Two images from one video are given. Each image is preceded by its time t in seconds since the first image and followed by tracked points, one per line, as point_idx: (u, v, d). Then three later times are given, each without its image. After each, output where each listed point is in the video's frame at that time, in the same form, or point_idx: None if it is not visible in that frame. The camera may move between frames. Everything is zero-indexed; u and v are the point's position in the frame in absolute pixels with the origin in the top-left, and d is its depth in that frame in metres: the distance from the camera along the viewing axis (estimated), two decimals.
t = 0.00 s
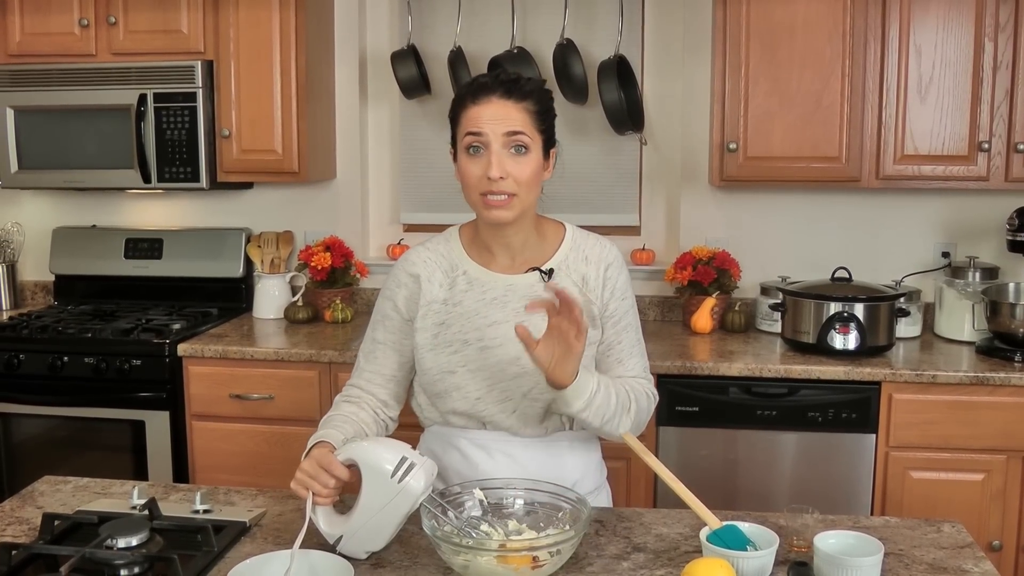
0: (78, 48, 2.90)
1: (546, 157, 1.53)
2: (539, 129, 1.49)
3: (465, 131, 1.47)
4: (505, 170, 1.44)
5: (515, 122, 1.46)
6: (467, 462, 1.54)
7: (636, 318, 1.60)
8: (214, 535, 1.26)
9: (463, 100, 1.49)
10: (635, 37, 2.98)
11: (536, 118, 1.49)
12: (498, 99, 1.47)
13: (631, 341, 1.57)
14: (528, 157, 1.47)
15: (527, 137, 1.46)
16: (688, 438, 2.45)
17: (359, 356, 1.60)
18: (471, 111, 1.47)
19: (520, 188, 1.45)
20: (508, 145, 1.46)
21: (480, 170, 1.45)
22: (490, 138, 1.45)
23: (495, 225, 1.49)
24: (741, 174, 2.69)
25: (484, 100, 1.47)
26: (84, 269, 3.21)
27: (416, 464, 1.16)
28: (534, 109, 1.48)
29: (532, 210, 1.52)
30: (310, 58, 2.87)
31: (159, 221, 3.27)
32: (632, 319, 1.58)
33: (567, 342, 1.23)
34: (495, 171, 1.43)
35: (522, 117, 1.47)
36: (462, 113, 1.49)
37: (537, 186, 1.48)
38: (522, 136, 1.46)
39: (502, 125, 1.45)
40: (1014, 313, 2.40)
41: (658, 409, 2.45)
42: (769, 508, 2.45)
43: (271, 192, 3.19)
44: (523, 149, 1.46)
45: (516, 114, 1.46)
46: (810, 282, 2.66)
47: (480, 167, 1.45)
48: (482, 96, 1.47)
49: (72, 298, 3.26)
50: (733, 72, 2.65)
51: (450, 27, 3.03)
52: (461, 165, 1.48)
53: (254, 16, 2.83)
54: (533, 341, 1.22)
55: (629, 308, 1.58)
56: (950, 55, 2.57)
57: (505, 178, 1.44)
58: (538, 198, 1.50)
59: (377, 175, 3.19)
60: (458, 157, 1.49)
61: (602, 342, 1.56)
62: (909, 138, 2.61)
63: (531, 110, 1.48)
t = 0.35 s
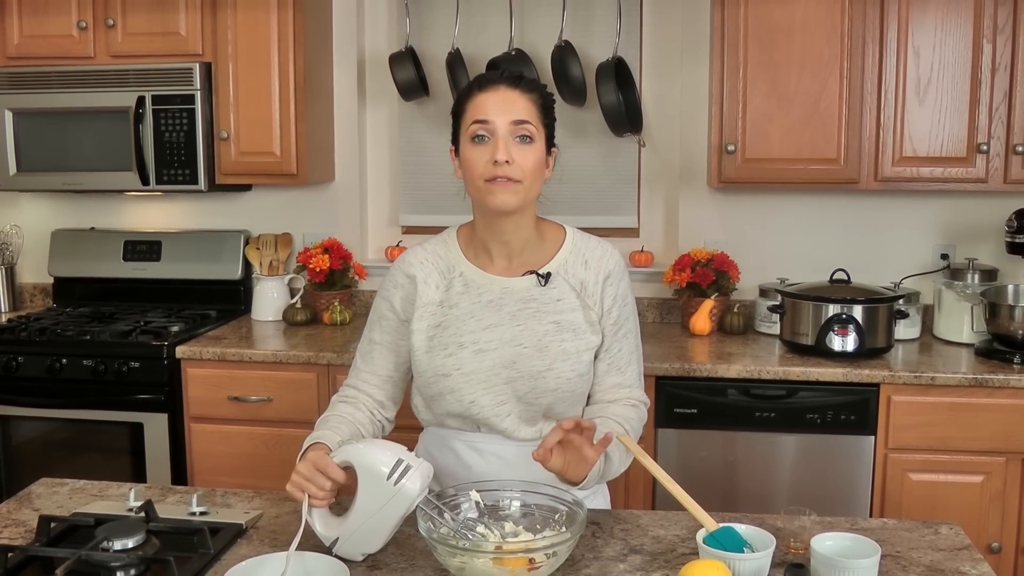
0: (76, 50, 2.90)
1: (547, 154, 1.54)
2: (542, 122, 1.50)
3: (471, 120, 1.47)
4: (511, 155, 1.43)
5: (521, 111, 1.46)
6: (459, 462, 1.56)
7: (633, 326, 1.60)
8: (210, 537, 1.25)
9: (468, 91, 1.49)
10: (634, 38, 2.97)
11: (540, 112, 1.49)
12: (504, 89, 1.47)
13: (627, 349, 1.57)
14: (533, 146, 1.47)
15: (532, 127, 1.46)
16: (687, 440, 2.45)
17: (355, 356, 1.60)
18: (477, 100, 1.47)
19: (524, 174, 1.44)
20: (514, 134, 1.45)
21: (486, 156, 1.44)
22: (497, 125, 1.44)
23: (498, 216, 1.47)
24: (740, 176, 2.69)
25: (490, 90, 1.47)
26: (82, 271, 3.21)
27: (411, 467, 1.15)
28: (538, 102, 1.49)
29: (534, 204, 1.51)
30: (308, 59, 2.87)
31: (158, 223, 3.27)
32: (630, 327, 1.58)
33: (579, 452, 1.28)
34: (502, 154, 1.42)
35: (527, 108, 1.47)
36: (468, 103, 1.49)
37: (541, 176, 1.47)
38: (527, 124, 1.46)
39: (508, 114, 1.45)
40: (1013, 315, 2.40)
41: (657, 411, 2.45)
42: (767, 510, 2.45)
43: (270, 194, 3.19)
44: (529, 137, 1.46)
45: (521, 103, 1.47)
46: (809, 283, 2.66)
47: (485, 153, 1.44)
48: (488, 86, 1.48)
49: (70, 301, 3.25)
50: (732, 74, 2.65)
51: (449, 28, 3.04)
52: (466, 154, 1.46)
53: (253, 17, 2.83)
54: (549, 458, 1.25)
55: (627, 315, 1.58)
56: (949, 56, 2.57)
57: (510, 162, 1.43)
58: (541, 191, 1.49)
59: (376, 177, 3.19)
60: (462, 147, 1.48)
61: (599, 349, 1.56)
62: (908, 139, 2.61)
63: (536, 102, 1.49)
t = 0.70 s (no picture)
0: (77, 52, 2.90)
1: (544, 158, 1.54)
2: (539, 129, 1.50)
3: (467, 128, 1.46)
4: (508, 166, 1.43)
5: (518, 120, 1.46)
6: (457, 464, 1.56)
7: (630, 327, 1.60)
8: (209, 538, 1.25)
9: (464, 96, 1.48)
10: (635, 39, 2.97)
11: (537, 118, 1.49)
12: (501, 96, 1.47)
13: (624, 351, 1.57)
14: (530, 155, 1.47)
15: (529, 135, 1.47)
16: (687, 441, 2.45)
17: (351, 358, 1.60)
18: (473, 108, 1.47)
19: (521, 185, 1.45)
20: (511, 143, 1.46)
21: (483, 167, 1.44)
22: (493, 135, 1.45)
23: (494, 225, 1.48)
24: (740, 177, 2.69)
25: (487, 97, 1.47)
26: (83, 272, 3.21)
27: (410, 467, 1.15)
28: (535, 109, 1.49)
29: (529, 210, 1.52)
30: (309, 60, 2.87)
31: (158, 224, 3.27)
32: (626, 328, 1.58)
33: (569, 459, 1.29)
34: (499, 166, 1.43)
35: (524, 116, 1.47)
36: (464, 109, 1.48)
37: (537, 185, 1.48)
38: (524, 133, 1.46)
39: (505, 123, 1.45)
40: (1014, 316, 2.39)
41: (658, 412, 2.44)
42: (768, 511, 2.44)
43: (271, 196, 3.19)
44: (525, 147, 1.46)
45: (518, 111, 1.46)
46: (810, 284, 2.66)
47: (482, 163, 1.44)
48: (485, 93, 1.47)
49: (71, 302, 3.26)
50: (732, 75, 2.65)
51: (450, 29, 3.04)
52: (462, 162, 1.46)
53: (253, 18, 2.83)
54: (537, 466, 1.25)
55: (623, 316, 1.58)
56: (950, 57, 2.56)
57: (507, 174, 1.43)
58: (537, 198, 1.50)
59: (377, 178, 3.19)
60: (458, 154, 1.48)
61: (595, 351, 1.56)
62: (909, 140, 2.61)
63: (533, 109, 1.49)
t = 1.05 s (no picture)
0: (78, 52, 2.91)
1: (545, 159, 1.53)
2: (540, 130, 1.50)
3: (469, 131, 1.46)
4: (510, 170, 1.43)
5: (519, 123, 1.46)
6: (456, 464, 1.56)
7: (629, 327, 1.60)
8: (207, 538, 1.25)
9: (465, 98, 1.48)
10: (635, 39, 2.97)
11: (538, 120, 1.49)
12: (502, 99, 1.46)
13: (622, 351, 1.58)
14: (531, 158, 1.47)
15: (531, 138, 1.46)
16: (687, 441, 2.45)
17: (350, 356, 1.60)
18: (474, 111, 1.46)
19: (522, 188, 1.45)
20: (512, 146, 1.45)
21: (484, 170, 1.44)
22: (494, 138, 1.44)
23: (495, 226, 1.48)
24: (741, 177, 2.69)
25: (488, 99, 1.46)
26: (84, 272, 3.21)
27: (409, 467, 1.15)
28: (536, 111, 1.49)
29: (530, 212, 1.52)
30: (309, 60, 2.87)
31: (159, 224, 3.27)
32: (625, 328, 1.58)
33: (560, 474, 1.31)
34: (500, 170, 1.43)
35: (525, 118, 1.47)
36: (465, 111, 1.48)
37: (538, 187, 1.48)
38: (526, 136, 1.46)
39: (507, 127, 1.45)
40: (1015, 316, 2.39)
41: (657, 412, 2.44)
42: (768, 511, 2.44)
43: (271, 196, 3.19)
44: (527, 150, 1.46)
45: (519, 114, 1.46)
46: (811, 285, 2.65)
47: (484, 166, 1.44)
48: (486, 95, 1.47)
49: (71, 302, 3.26)
50: (732, 75, 2.65)
51: (450, 29, 3.04)
52: (463, 166, 1.46)
53: (253, 18, 2.83)
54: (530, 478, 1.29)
55: (622, 317, 1.58)
56: (950, 57, 2.56)
57: (509, 178, 1.43)
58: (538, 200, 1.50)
59: (377, 178, 3.19)
60: (459, 156, 1.48)
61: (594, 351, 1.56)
62: (909, 140, 2.60)
63: (534, 111, 1.48)
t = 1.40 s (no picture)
0: (79, 53, 2.91)
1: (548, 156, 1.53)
2: (543, 127, 1.50)
3: (472, 129, 1.46)
4: (515, 169, 1.43)
5: (522, 121, 1.45)
6: (455, 465, 1.56)
7: (627, 327, 1.61)
8: (207, 538, 1.25)
9: (468, 96, 1.48)
10: (636, 38, 2.97)
11: (540, 118, 1.49)
12: (505, 97, 1.46)
13: (621, 351, 1.58)
14: (535, 155, 1.47)
15: (534, 136, 1.46)
16: (689, 441, 2.44)
17: (349, 356, 1.59)
18: (478, 109, 1.46)
19: (526, 186, 1.45)
20: (516, 144, 1.45)
21: (489, 169, 1.44)
22: (498, 136, 1.44)
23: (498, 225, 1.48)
24: (741, 177, 2.69)
25: (491, 98, 1.46)
26: (85, 273, 3.21)
27: (408, 467, 1.15)
28: (539, 108, 1.49)
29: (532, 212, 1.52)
30: (310, 61, 2.87)
31: (160, 224, 3.27)
32: (624, 328, 1.58)
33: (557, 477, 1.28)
34: (505, 168, 1.43)
35: (528, 115, 1.46)
36: (468, 109, 1.47)
37: (543, 184, 1.48)
38: (529, 133, 1.46)
39: (510, 125, 1.45)
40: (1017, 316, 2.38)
41: (658, 412, 2.44)
42: (769, 511, 2.44)
43: (272, 196, 3.19)
44: (530, 147, 1.46)
45: (522, 112, 1.46)
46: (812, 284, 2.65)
47: (488, 164, 1.44)
48: (489, 93, 1.46)
49: (73, 303, 3.26)
50: (733, 75, 2.65)
51: (450, 29, 3.04)
52: (467, 164, 1.46)
53: (254, 19, 2.84)
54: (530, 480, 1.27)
55: (621, 317, 1.58)
56: (951, 56, 2.56)
57: (513, 176, 1.43)
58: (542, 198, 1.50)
59: (378, 179, 3.19)
60: (463, 154, 1.47)
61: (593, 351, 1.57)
62: (911, 139, 2.60)
63: (536, 109, 1.48)
